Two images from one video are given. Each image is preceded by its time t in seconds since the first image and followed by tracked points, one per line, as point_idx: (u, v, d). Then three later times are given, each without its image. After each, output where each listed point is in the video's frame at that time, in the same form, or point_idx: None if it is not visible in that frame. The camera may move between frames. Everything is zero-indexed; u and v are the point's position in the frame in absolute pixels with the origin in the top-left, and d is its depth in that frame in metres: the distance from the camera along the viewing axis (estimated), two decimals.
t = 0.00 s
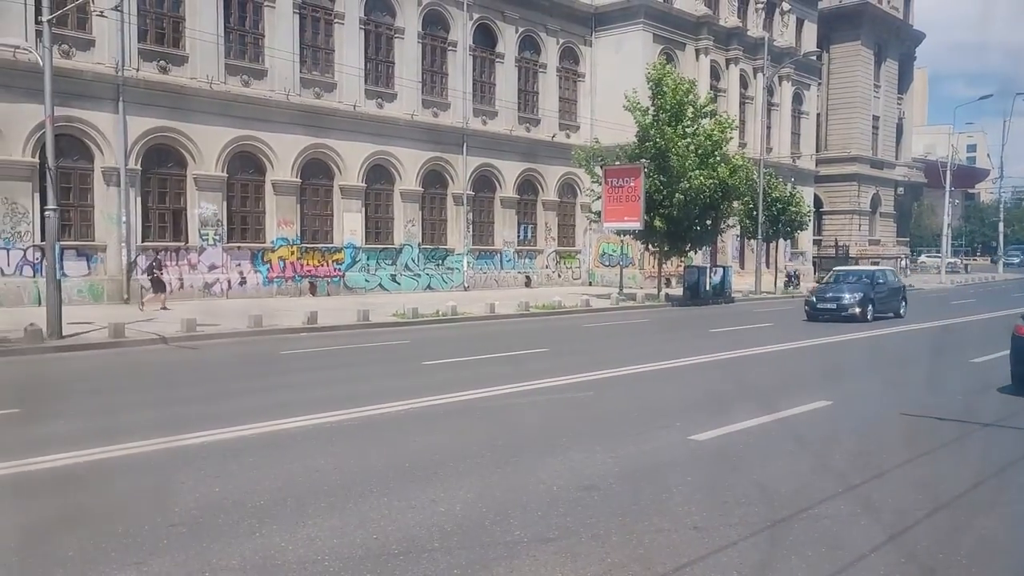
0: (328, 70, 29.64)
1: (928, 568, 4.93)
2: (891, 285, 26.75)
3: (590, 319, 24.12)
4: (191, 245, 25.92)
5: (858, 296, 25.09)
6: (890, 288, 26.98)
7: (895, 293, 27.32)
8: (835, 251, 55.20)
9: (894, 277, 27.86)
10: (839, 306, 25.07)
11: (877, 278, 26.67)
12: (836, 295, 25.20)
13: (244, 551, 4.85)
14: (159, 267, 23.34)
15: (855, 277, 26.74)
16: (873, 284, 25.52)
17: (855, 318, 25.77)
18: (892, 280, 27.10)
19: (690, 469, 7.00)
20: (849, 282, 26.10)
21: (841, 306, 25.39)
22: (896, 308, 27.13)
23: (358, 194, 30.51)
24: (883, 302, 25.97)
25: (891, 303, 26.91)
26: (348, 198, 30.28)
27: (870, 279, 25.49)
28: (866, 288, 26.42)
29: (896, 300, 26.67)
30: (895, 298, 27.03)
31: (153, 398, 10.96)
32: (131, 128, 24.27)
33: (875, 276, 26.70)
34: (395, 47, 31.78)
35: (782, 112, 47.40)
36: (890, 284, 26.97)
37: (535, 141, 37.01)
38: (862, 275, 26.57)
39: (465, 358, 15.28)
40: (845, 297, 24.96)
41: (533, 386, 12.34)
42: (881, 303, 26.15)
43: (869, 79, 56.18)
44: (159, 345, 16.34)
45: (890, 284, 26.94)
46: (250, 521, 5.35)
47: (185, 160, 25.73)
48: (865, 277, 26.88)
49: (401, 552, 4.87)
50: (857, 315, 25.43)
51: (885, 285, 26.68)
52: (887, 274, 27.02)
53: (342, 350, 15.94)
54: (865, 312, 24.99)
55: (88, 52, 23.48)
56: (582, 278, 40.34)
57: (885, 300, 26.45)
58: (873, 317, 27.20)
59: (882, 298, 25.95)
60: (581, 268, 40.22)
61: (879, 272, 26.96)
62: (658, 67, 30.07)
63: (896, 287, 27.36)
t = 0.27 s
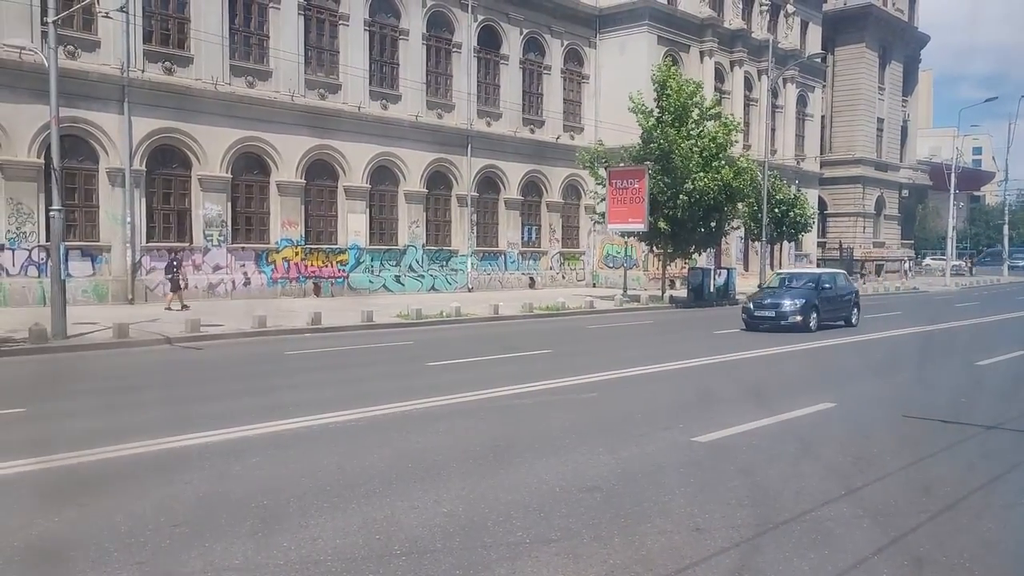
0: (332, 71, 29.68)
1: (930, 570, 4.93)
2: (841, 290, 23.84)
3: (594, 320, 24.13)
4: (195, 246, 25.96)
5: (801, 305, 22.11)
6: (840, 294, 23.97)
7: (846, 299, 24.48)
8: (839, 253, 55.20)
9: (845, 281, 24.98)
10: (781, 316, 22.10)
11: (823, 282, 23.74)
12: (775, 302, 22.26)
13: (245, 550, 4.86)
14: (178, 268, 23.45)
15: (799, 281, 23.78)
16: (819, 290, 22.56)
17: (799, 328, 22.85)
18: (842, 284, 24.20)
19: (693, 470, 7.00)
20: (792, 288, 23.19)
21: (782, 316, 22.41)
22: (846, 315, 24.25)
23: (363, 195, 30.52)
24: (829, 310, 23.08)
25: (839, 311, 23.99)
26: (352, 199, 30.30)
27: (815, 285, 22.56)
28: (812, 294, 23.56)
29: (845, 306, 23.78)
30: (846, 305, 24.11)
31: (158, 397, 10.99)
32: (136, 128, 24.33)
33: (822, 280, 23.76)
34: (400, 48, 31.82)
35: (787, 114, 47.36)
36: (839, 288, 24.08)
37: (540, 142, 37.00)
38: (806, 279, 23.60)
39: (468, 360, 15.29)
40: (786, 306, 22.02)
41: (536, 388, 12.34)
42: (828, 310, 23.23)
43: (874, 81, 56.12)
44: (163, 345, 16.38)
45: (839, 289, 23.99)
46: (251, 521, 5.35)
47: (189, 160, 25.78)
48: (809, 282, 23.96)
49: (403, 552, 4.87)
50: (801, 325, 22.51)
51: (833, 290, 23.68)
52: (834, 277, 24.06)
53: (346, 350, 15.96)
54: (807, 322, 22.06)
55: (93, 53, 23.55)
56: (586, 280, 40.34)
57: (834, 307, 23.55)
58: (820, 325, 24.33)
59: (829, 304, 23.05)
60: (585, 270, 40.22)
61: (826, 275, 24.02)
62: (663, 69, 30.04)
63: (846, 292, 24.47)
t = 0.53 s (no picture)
0: (331, 74, 29.66)
1: (929, 571, 4.88)
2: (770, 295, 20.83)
3: (594, 321, 24.08)
4: (194, 250, 25.93)
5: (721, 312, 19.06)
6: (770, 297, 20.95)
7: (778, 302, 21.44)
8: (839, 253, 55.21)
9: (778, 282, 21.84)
10: (697, 325, 19.05)
11: (748, 285, 20.60)
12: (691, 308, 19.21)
13: (239, 556, 4.82)
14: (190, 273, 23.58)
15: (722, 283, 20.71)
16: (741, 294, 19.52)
17: (719, 339, 19.79)
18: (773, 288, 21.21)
19: (691, 472, 6.95)
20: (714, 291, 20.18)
21: (699, 326, 19.26)
22: (776, 322, 21.17)
23: (362, 198, 30.49)
24: (754, 317, 19.97)
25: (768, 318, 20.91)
26: (351, 203, 30.26)
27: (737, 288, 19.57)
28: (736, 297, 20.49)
29: (774, 312, 20.73)
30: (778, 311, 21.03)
31: (154, 403, 10.95)
32: (134, 133, 24.31)
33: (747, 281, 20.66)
34: (398, 51, 31.79)
35: (785, 114, 47.34)
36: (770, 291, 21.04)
37: (538, 144, 36.97)
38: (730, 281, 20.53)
39: (468, 362, 15.25)
40: (703, 313, 18.95)
41: (534, 389, 12.29)
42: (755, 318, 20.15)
43: (873, 80, 56.08)
44: (161, 349, 16.34)
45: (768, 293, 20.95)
46: (246, 526, 5.32)
47: (188, 165, 25.76)
48: (734, 284, 20.79)
49: (398, 557, 4.83)
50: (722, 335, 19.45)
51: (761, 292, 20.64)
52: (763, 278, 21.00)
53: (345, 354, 15.92)
54: (726, 332, 18.96)
55: (90, 58, 23.53)
56: (587, 281, 40.30)
57: (761, 315, 20.46)
58: (748, 333, 21.23)
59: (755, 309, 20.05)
60: (585, 271, 40.18)
61: (753, 276, 20.94)
62: (662, 69, 30.00)
63: (778, 296, 21.43)
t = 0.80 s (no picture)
0: (321, 77, 29.56)
1: None
2: (669, 304, 17.48)
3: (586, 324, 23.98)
4: (184, 254, 25.80)
5: (599, 323, 15.75)
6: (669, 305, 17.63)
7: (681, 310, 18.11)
8: (832, 254, 55.29)
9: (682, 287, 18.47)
10: (571, 339, 15.73)
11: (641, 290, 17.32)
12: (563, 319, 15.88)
13: (216, 565, 4.73)
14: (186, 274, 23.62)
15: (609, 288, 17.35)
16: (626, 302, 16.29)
17: (600, 355, 16.44)
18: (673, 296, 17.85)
19: (679, 476, 6.87)
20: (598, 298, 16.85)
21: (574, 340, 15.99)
22: (677, 334, 17.85)
23: (353, 201, 30.38)
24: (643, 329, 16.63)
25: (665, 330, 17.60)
26: (342, 206, 30.15)
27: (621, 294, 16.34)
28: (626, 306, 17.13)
29: (672, 323, 17.46)
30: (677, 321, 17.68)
31: (139, 408, 10.83)
32: (122, 136, 24.18)
33: (640, 286, 17.28)
34: (389, 53, 31.70)
35: (777, 115, 47.35)
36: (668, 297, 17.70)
37: (530, 146, 36.91)
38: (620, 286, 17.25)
39: (458, 366, 15.16)
40: (578, 325, 15.68)
41: (525, 393, 12.19)
42: (643, 332, 16.80)
43: (864, 82, 56.17)
44: (148, 354, 16.21)
45: (664, 300, 17.61)
46: (225, 534, 5.22)
47: (177, 168, 25.64)
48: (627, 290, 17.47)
49: (378, 565, 4.74)
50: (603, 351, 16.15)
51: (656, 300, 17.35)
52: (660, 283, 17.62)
53: (334, 358, 15.81)
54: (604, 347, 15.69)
55: (78, 61, 23.38)
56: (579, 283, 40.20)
57: (655, 326, 17.18)
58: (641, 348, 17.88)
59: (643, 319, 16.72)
60: (578, 273, 40.11)
61: (649, 281, 17.61)
62: (654, 71, 29.96)
63: (681, 303, 18.08)
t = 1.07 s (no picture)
0: (307, 78, 29.37)
1: None
2: (516, 322, 13.96)
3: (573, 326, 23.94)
4: (167, 256, 25.59)
5: (416, 344, 12.34)
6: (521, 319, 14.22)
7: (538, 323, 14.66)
8: (820, 255, 55.44)
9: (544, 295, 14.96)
10: (380, 363, 12.26)
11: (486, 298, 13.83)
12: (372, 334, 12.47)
13: None
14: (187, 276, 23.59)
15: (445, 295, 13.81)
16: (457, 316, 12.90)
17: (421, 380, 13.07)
18: (529, 311, 14.36)
19: (658, 481, 6.75)
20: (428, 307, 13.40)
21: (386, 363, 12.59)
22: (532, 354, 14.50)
23: (339, 203, 30.20)
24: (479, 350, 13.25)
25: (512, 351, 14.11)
26: (328, 207, 29.98)
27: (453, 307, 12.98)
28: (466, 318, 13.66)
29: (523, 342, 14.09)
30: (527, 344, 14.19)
31: (115, 413, 10.65)
32: (105, 138, 23.96)
33: (483, 296, 13.73)
34: (375, 54, 31.54)
35: (765, 117, 47.42)
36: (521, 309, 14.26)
37: (518, 147, 36.79)
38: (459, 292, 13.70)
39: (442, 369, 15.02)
40: (387, 345, 12.23)
41: (507, 396, 12.05)
42: (479, 354, 13.33)
43: (852, 84, 56.33)
44: (128, 358, 16.03)
45: (514, 313, 14.12)
46: (188, 544, 5.07)
47: (160, 170, 25.42)
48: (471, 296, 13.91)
49: None
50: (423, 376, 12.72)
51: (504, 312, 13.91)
52: (509, 292, 14.12)
53: (316, 361, 15.65)
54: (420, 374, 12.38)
55: (60, 62, 23.14)
56: (567, 285, 40.14)
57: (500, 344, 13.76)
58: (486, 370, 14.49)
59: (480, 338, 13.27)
60: (566, 275, 40.01)
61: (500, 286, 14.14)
62: (641, 72, 29.91)
63: (541, 318, 14.60)
